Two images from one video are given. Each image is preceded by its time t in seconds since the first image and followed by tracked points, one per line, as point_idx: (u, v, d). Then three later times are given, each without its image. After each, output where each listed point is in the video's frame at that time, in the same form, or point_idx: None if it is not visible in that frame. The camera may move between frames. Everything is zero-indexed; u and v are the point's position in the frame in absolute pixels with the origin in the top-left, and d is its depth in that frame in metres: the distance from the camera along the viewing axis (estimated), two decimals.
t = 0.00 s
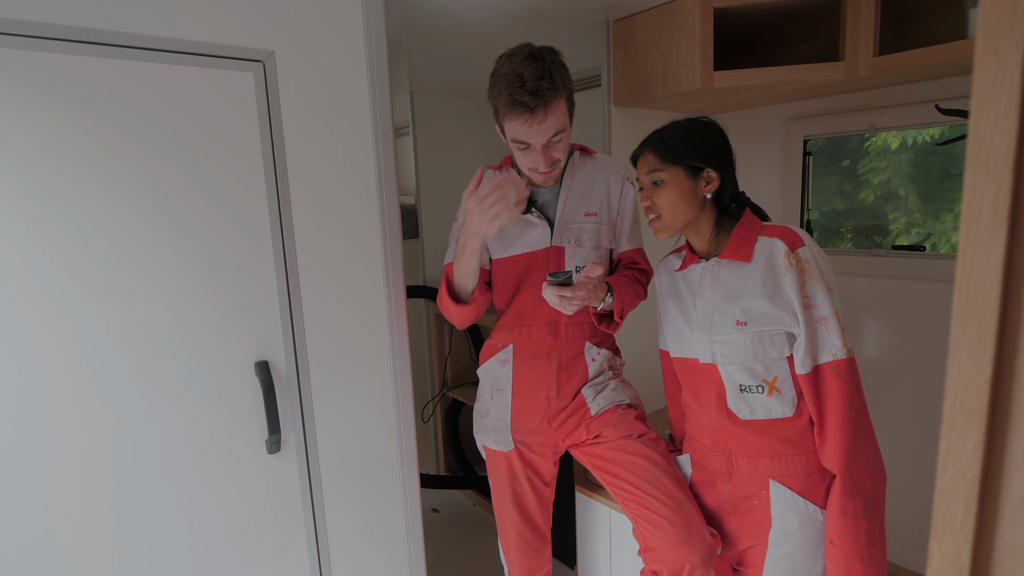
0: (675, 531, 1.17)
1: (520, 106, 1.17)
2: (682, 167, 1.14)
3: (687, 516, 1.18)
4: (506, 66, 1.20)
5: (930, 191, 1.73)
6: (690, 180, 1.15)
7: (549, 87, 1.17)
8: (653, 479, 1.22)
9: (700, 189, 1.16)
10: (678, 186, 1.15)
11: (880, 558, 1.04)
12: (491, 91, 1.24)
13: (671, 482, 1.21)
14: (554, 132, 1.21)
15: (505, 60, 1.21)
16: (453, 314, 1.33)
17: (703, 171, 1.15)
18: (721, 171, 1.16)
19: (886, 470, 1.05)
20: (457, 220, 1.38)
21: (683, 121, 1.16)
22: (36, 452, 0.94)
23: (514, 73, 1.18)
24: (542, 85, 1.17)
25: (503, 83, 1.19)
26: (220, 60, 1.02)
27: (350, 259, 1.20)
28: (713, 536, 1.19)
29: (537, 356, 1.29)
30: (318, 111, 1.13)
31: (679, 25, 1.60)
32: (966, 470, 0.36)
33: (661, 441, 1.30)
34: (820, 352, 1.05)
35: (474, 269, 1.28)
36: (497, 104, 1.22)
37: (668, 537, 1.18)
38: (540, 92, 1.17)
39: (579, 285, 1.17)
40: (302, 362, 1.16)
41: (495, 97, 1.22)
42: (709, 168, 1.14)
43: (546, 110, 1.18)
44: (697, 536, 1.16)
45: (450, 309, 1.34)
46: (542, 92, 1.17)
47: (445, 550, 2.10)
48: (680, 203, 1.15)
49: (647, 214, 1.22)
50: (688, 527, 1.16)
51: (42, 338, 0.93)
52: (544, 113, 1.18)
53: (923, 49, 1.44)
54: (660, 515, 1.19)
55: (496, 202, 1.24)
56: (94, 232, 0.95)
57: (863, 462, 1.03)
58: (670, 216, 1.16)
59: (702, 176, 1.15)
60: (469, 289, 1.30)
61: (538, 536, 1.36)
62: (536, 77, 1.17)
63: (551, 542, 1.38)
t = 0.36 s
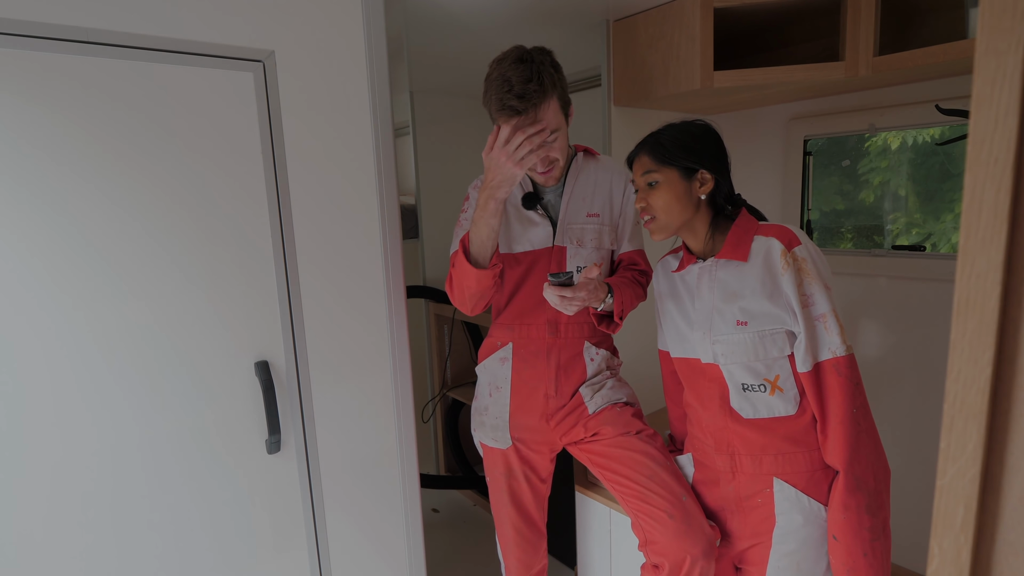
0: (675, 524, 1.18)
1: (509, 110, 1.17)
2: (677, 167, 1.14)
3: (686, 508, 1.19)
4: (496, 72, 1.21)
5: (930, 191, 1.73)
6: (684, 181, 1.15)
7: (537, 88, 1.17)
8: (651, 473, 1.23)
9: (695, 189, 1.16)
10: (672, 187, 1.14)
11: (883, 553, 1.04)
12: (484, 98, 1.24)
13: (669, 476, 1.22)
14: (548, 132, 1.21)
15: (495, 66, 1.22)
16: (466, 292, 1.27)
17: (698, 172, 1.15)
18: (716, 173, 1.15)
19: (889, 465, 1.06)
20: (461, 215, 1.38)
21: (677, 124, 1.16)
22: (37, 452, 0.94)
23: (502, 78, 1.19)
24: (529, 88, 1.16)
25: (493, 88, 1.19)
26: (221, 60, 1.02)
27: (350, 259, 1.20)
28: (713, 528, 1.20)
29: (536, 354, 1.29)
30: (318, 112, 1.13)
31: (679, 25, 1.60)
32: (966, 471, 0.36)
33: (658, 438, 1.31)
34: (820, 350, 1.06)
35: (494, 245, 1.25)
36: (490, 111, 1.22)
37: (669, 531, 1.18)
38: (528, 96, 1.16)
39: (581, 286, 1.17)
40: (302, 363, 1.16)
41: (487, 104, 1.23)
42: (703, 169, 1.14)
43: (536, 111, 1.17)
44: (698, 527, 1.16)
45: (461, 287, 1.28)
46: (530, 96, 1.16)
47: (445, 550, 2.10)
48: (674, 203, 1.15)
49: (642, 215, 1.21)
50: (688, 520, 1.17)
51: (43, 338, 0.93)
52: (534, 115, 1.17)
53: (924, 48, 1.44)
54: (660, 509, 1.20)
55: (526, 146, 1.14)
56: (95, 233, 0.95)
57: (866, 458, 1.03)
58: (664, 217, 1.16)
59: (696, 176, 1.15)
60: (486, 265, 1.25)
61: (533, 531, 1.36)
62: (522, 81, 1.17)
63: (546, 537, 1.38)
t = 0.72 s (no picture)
0: (676, 518, 1.18)
1: (508, 113, 1.17)
2: (664, 173, 1.14)
3: (687, 503, 1.19)
4: (493, 76, 1.22)
5: (930, 191, 1.73)
6: (672, 186, 1.14)
7: (534, 90, 1.17)
8: (651, 469, 1.24)
9: (683, 194, 1.15)
10: (661, 193, 1.14)
11: (884, 546, 1.03)
12: (483, 103, 1.25)
13: (669, 472, 1.23)
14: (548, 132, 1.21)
15: (491, 70, 1.22)
16: (468, 293, 1.27)
17: (685, 176, 1.14)
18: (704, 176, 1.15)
19: (889, 458, 1.05)
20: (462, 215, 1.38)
21: (664, 129, 1.16)
22: (36, 453, 0.94)
23: (500, 82, 1.19)
24: (527, 90, 1.17)
25: (492, 92, 1.20)
26: (221, 60, 1.02)
27: (351, 259, 1.20)
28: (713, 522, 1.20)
29: (537, 353, 1.29)
30: (318, 112, 1.13)
31: (679, 25, 1.60)
32: (966, 471, 0.36)
33: (657, 436, 1.31)
34: (816, 345, 1.06)
35: (495, 247, 1.25)
36: (488, 115, 1.23)
37: (670, 526, 1.18)
38: (526, 98, 1.17)
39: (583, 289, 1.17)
40: (302, 363, 1.16)
41: (486, 108, 1.24)
42: (690, 173, 1.14)
43: (535, 113, 1.18)
44: (699, 521, 1.16)
45: (462, 288, 1.28)
46: (528, 98, 1.17)
47: (445, 550, 2.10)
48: (663, 208, 1.15)
49: (634, 220, 1.22)
50: (689, 515, 1.17)
51: (42, 339, 0.93)
52: (533, 116, 1.18)
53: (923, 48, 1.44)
54: (660, 504, 1.20)
55: (528, 146, 1.13)
56: (95, 233, 0.95)
57: (868, 451, 1.03)
58: (654, 223, 1.16)
59: (684, 180, 1.14)
60: (487, 267, 1.25)
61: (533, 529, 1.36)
62: (520, 84, 1.17)
63: (545, 534, 1.38)
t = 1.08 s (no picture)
0: (677, 517, 1.18)
1: (506, 111, 1.17)
2: (653, 176, 1.14)
3: (688, 502, 1.19)
4: (492, 74, 1.22)
5: (930, 191, 1.73)
6: (662, 189, 1.15)
7: (533, 88, 1.18)
8: (652, 468, 1.24)
9: (673, 197, 1.16)
10: (651, 196, 1.14)
11: (881, 542, 1.03)
12: (482, 101, 1.25)
13: (669, 470, 1.23)
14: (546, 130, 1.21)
15: (490, 69, 1.22)
16: (466, 289, 1.27)
17: (674, 180, 1.15)
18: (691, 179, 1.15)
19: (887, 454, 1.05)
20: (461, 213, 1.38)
21: (653, 134, 1.17)
22: (36, 452, 0.94)
23: (499, 80, 1.19)
24: (526, 88, 1.17)
25: (490, 91, 1.20)
26: (221, 60, 1.02)
27: (352, 258, 1.20)
28: (715, 520, 1.20)
29: (536, 352, 1.29)
30: (318, 112, 1.13)
31: (679, 25, 1.60)
32: (967, 471, 0.36)
33: (658, 435, 1.31)
34: (811, 342, 1.06)
35: (493, 244, 1.25)
36: (487, 114, 1.23)
37: (672, 525, 1.18)
38: (524, 96, 1.17)
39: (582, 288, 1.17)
40: (302, 362, 1.16)
41: (485, 106, 1.24)
42: (678, 176, 1.14)
43: (533, 111, 1.18)
44: (701, 519, 1.16)
45: (460, 285, 1.28)
46: (525, 95, 1.17)
47: (445, 550, 2.10)
48: (653, 211, 1.15)
49: (624, 223, 1.22)
50: (690, 513, 1.17)
51: (42, 339, 0.93)
52: (531, 114, 1.18)
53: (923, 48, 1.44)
54: (661, 503, 1.20)
55: (525, 144, 1.13)
56: (94, 233, 0.95)
57: (866, 448, 1.03)
58: (644, 227, 1.16)
59: (673, 184, 1.15)
60: (485, 263, 1.25)
61: (533, 529, 1.36)
62: (518, 81, 1.17)
63: (545, 535, 1.38)
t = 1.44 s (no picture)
0: (676, 518, 1.18)
1: (503, 111, 1.17)
2: (645, 177, 1.14)
3: (688, 502, 1.19)
4: (487, 75, 1.22)
5: (929, 192, 1.73)
6: (653, 190, 1.15)
7: (528, 88, 1.18)
8: (651, 469, 1.24)
9: (664, 198, 1.16)
10: (641, 198, 1.15)
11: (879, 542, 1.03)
12: (478, 102, 1.25)
13: (669, 471, 1.23)
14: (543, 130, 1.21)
15: (485, 70, 1.23)
16: (464, 290, 1.27)
17: (665, 181, 1.14)
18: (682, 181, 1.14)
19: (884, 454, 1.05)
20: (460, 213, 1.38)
21: (645, 136, 1.17)
22: (36, 452, 0.94)
23: (494, 81, 1.19)
24: (521, 88, 1.17)
25: (486, 92, 1.20)
26: (221, 60, 1.02)
27: (352, 258, 1.20)
28: (715, 521, 1.20)
29: (536, 352, 1.29)
30: (318, 112, 1.13)
31: (679, 25, 1.60)
32: (966, 471, 0.36)
33: (657, 436, 1.31)
34: (807, 343, 1.05)
35: (491, 244, 1.25)
36: (483, 114, 1.23)
37: (671, 526, 1.18)
38: (519, 96, 1.17)
39: (581, 287, 1.18)
40: (302, 362, 1.16)
41: (481, 107, 1.24)
42: (669, 179, 1.14)
43: (529, 111, 1.18)
44: (700, 520, 1.17)
45: (459, 286, 1.28)
46: (521, 95, 1.17)
47: (445, 550, 2.10)
48: (644, 212, 1.15)
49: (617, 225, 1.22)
50: (689, 513, 1.17)
51: (43, 339, 0.93)
52: (528, 114, 1.18)
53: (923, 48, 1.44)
54: (660, 503, 1.20)
55: (523, 145, 1.13)
56: (95, 233, 0.95)
57: (862, 449, 1.03)
58: (635, 228, 1.16)
59: (664, 185, 1.15)
60: (484, 264, 1.26)
61: (533, 530, 1.37)
62: (514, 81, 1.17)
63: (545, 535, 1.39)
